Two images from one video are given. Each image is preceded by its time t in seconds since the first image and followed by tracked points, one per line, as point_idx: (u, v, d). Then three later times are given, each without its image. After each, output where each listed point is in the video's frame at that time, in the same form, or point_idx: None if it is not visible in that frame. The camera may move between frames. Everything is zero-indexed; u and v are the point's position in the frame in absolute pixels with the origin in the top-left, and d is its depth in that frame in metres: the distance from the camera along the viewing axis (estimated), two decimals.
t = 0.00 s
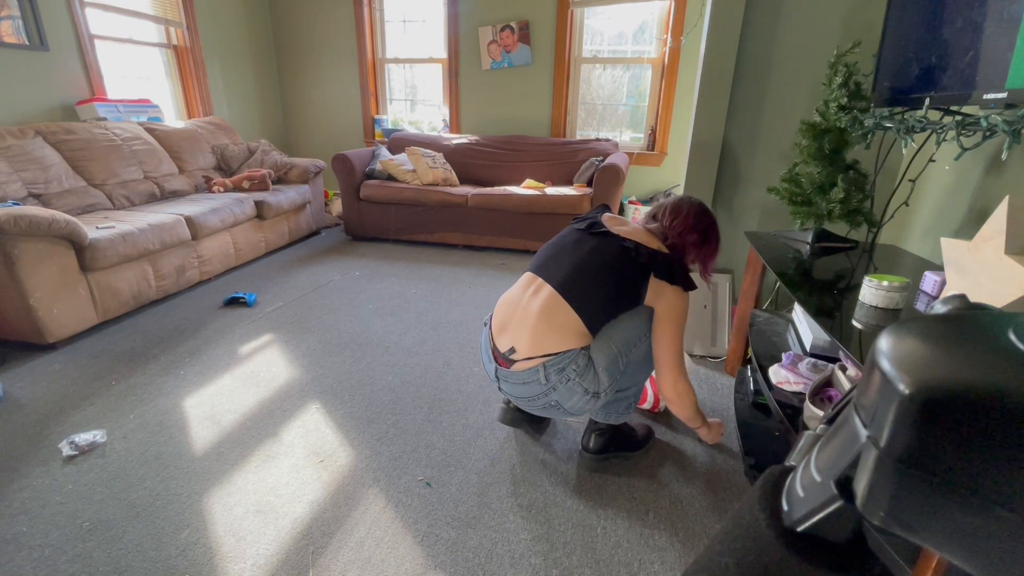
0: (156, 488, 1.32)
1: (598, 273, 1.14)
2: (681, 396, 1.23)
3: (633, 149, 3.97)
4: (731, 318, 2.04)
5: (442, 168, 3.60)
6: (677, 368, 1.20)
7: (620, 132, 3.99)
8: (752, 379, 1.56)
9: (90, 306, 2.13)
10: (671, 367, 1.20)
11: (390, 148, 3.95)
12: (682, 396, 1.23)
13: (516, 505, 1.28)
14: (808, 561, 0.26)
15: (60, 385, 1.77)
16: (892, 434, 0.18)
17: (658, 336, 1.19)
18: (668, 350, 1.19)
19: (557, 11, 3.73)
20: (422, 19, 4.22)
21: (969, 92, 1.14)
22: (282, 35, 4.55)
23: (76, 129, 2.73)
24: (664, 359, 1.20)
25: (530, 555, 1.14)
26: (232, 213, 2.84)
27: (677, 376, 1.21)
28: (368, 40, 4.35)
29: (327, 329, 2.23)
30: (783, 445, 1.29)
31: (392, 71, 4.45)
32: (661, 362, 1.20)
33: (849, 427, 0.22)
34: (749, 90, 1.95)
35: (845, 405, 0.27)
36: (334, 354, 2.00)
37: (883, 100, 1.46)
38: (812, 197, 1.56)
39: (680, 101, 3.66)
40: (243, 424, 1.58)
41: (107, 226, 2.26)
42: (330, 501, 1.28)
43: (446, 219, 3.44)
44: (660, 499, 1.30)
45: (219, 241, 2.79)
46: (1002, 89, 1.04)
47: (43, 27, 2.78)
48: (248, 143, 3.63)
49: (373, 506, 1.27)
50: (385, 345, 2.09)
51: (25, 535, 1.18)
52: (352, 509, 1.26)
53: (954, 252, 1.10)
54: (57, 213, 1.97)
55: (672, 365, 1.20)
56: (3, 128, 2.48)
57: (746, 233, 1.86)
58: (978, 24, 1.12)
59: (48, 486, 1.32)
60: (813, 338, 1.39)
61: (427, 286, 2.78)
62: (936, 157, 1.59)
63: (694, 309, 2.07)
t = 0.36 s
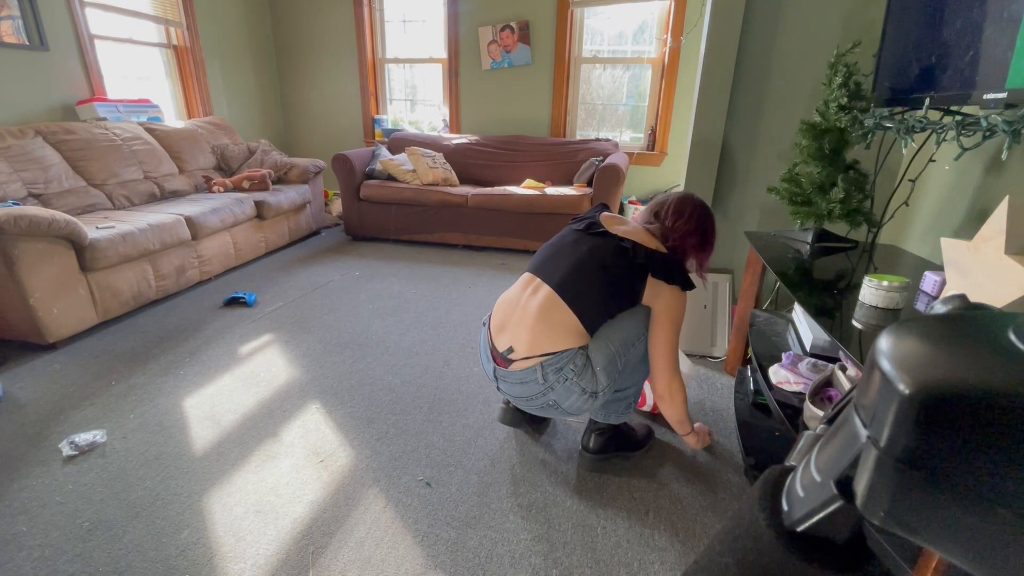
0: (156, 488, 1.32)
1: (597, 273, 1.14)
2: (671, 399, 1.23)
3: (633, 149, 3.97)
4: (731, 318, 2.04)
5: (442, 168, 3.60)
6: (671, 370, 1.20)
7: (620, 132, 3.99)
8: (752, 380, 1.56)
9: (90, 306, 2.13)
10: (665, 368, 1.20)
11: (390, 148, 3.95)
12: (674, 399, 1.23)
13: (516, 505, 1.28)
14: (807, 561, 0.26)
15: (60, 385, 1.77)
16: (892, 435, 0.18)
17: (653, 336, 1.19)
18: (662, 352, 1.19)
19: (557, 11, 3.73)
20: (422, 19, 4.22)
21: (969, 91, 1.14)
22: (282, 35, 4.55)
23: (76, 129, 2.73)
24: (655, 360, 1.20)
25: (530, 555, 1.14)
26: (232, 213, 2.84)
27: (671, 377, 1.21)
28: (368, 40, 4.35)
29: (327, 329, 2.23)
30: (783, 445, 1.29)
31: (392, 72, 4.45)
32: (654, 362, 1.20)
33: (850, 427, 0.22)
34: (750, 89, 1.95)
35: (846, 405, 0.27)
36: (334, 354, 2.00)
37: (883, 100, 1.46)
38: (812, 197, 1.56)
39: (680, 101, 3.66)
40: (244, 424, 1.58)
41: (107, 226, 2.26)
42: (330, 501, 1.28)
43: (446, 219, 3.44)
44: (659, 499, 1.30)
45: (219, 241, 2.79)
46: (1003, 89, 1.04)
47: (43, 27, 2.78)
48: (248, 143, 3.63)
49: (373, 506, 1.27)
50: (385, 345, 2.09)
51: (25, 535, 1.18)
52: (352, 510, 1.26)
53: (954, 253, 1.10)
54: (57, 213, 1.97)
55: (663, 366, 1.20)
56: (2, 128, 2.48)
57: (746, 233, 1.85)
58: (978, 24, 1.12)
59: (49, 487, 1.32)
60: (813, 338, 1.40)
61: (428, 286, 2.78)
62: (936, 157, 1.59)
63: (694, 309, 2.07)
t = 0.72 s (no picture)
0: (156, 488, 1.32)
1: (595, 273, 1.14)
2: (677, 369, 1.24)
3: (633, 149, 3.97)
4: (731, 318, 2.04)
5: (442, 168, 3.60)
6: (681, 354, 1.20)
7: (620, 132, 3.99)
8: (752, 380, 1.56)
9: (90, 306, 2.13)
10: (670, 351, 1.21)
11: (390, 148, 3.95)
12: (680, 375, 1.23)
13: (516, 505, 1.28)
14: (808, 561, 0.26)
15: (60, 385, 1.77)
16: (893, 434, 0.18)
17: (655, 328, 1.19)
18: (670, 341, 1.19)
19: (557, 11, 3.73)
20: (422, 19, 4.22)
21: (969, 91, 1.14)
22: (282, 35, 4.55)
23: (76, 129, 2.73)
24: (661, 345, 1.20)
25: (530, 555, 1.14)
26: (232, 213, 2.84)
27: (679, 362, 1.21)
28: (368, 40, 4.35)
29: (327, 329, 2.23)
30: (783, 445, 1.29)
31: (392, 71, 4.45)
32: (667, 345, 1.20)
33: (849, 428, 0.22)
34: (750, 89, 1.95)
35: (845, 405, 0.27)
36: (334, 354, 2.01)
37: (883, 100, 1.46)
38: (812, 197, 1.56)
39: (680, 101, 3.65)
40: (244, 424, 1.58)
41: (107, 226, 2.26)
42: (330, 501, 1.28)
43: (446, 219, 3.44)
44: (659, 499, 1.30)
45: (219, 241, 2.79)
46: (1003, 89, 1.04)
47: (43, 27, 2.78)
48: (248, 143, 3.63)
49: (373, 506, 1.27)
50: (385, 345, 2.09)
51: (25, 535, 1.18)
52: (352, 509, 1.26)
53: (954, 253, 1.10)
54: (57, 213, 1.96)
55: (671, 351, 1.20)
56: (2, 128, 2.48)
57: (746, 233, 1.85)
58: (978, 24, 1.12)
59: (49, 486, 1.32)
60: (813, 338, 1.40)
61: (428, 286, 2.78)
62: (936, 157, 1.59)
63: (693, 309, 2.08)
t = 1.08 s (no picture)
0: (155, 488, 1.32)
1: (595, 271, 1.16)
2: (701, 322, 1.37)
3: (633, 149, 3.97)
4: (731, 319, 2.04)
5: (442, 168, 3.60)
6: (696, 286, 1.31)
7: (620, 132, 3.99)
8: (751, 380, 1.57)
9: (90, 306, 2.13)
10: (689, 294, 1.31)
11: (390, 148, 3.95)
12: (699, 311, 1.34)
13: (516, 505, 1.28)
14: (809, 561, 0.26)
15: (60, 385, 1.77)
16: (891, 433, 0.18)
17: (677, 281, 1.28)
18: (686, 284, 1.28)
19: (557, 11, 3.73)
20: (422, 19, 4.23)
21: (969, 91, 1.14)
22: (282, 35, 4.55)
23: (76, 129, 2.73)
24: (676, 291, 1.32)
25: (530, 555, 1.14)
26: (232, 213, 2.84)
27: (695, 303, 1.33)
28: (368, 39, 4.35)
29: (327, 329, 2.23)
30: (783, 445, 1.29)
31: (392, 71, 4.45)
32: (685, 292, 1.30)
33: (849, 427, 0.22)
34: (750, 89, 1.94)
35: (845, 405, 0.27)
36: (334, 354, 2.00)
37: (883, 100, 1.46)
38: (812, 197, 1.56)
39: (681, 101, 3.65)
40: (244, 424, 1.58)
41: (107, 226, 2.26)
42: (330, 501, 1.28)
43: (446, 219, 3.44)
44: (659, 499, 1.30)
45: (219, 241, 2.79)
46: (1003, 89, 1.04)
47: (43, 27, 2.78)
48: (248, 143, 3.63)
49: (373, 506, 1.27)
50: (385, 345, 2.09)
51: (25, 535, 1.18)
52: (352, 509, 1.26)
53: (954, 253, 1.10)
54: (57, 213, 1.97)
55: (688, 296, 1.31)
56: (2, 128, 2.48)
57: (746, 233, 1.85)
58: (978, 24, 1.12)
59: (48, 487, 1.32)
60: (814, 338, 1.40)
61: (428, 286, 2.78)
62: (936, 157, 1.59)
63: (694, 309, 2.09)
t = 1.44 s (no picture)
0: (155, 488, 1.32)
1: (594, 262, 1.16)
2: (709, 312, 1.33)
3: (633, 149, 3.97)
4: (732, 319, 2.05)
5: (442, 168, 3.60)
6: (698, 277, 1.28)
7: (619, 132, 3.99)
8: (751, 380, 1.57)
9: (90, 306, 2.13)
10: (691, 281, 1.28)
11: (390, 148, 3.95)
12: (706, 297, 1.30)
13: (516, 505, 1.28)
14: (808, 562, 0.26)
15: (60, 385, 1.77)
16: (892, 433, 0.18)
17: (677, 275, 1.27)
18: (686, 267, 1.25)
19: (557, 11, 3.73)
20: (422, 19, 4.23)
21: (969, 91, 1.14)
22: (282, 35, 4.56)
23: (76, 129, 2.73)
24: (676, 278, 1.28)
25: (530, 555, 1.14)
26: (232, 213, 2.84)
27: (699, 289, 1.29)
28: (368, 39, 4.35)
29: (327, 329, 2.23)
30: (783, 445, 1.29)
31: (392, 71, 4.45)
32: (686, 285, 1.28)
33: (850, 427, 0.22)
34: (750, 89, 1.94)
35: (845, 405, 0.27)
36: (334, 354, 2.01)
37: (883, 100, 1.46)
38: (812, 197, 1.56)
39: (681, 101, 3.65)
40: (244, 424, 1.58)
41: (107, 226, 2.26)
42: (330, 501, 1.28)
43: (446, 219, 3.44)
44: (660, 499, 1.30)
45: (219, 241, 2.80)
46: (1003, 89, 1.04)
47: (43, 27, 2.78)
48: (248, 143, 3.63)
49: (373, 505, 1.27)
50: (385, 345, 2.09)
51: (25, 535, 1.18)
52: (352, 509, 1.26)
53: (954, 253, 1.10)
54: (57, 213, 1.97)
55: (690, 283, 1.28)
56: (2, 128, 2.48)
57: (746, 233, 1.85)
58: (979, 24, 1.12)
59: (49, 487, 1.32)
60: (813, 338, 1.39)
61: (428, 286, 2.78)
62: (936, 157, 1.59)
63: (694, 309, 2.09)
